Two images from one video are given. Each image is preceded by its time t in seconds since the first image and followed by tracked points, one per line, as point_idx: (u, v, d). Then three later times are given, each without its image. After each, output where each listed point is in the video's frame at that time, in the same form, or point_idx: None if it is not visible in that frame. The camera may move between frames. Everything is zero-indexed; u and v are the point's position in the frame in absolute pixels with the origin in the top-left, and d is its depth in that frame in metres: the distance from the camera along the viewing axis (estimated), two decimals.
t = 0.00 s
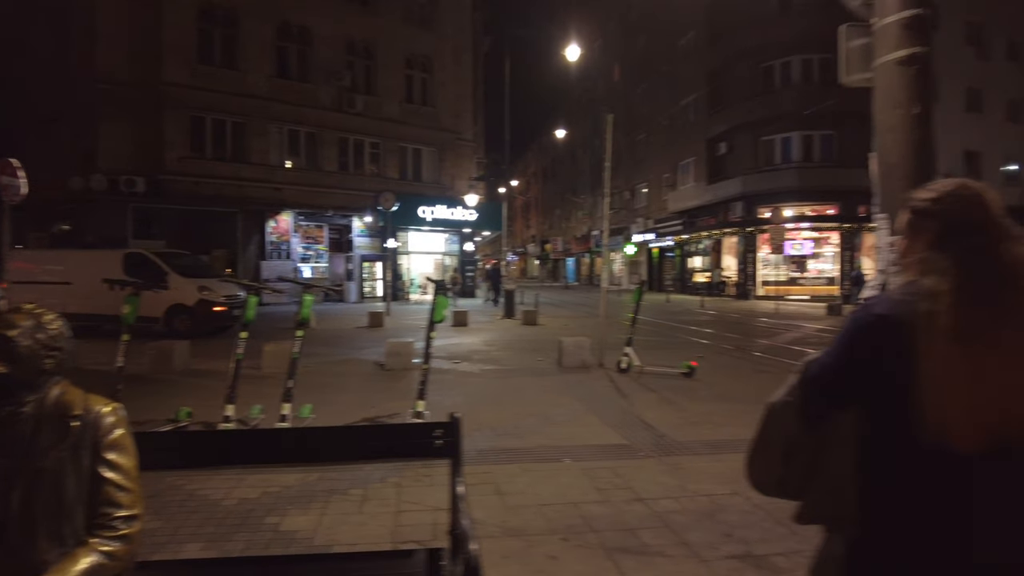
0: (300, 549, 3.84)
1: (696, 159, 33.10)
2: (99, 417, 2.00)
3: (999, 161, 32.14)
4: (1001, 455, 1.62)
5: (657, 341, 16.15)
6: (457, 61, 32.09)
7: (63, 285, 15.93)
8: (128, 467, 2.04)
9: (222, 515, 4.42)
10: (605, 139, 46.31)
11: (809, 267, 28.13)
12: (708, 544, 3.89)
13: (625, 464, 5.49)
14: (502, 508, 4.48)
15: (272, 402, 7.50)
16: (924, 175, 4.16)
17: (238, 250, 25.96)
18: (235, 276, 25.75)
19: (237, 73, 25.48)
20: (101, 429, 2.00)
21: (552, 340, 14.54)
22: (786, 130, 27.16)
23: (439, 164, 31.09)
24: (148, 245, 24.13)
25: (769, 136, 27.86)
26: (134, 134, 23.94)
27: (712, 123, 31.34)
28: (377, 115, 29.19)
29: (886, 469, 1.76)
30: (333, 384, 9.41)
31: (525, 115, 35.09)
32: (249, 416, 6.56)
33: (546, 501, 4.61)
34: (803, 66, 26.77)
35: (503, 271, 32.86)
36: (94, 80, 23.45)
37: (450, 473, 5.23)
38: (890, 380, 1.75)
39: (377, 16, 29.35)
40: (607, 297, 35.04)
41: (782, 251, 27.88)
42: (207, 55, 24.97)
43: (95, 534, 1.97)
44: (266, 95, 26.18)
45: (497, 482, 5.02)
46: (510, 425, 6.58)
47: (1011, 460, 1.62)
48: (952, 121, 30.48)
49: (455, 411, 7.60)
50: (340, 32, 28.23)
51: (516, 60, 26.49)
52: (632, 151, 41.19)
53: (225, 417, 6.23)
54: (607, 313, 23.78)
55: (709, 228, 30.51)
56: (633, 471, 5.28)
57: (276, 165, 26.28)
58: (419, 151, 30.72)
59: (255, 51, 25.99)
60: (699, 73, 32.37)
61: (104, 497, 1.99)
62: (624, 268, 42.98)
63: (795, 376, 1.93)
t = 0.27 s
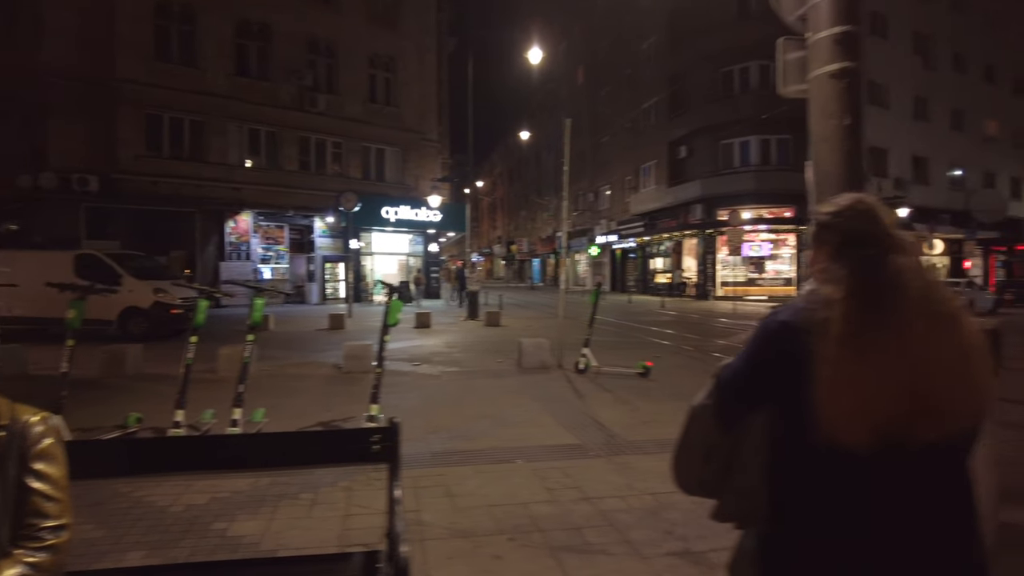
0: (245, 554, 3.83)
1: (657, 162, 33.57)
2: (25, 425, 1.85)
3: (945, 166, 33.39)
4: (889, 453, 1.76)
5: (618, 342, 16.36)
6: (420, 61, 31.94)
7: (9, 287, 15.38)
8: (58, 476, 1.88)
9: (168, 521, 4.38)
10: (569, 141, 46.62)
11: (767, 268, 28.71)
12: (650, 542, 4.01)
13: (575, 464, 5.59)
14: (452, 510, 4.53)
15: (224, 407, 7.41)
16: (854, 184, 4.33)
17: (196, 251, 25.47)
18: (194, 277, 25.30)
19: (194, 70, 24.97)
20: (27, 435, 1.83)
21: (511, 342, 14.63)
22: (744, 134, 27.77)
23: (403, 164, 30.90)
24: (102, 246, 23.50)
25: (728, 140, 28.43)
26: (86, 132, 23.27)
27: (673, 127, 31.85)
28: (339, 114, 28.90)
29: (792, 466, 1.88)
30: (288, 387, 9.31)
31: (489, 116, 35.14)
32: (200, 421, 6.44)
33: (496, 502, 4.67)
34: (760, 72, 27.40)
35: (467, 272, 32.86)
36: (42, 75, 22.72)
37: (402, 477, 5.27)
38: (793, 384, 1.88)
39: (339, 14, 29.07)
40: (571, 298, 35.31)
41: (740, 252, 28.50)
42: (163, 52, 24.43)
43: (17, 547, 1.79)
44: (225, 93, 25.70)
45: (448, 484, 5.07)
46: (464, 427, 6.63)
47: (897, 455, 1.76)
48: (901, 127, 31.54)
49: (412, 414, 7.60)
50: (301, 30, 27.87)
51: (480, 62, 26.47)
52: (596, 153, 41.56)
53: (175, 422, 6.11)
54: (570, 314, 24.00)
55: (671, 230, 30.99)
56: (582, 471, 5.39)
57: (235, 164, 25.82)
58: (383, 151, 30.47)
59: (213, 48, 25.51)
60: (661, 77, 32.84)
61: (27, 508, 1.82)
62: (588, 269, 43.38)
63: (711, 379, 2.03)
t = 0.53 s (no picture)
0: (196, 560, 3.83)
1: (625, 164, 33.92)
2: None
3: (902, 169, 34.37)
4: (796, 453, 1.86)
5: (583, 342, 16.54)
6: (389, 61, 31.77)
7: None
8: None
9: (118, 529, 4.34)
10: (539, 142, 46.80)
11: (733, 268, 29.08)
12: (599, 541, 4.11)
13: (532, 466, 5.68)
14: (406, 514, 4.57)
15: (182, 412, 7.32)
16: (795, 194, 4.48)
17: (159, 252, 24.97)
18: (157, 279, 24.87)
19: (156, 68, 24.48)
20: None
21: (478, 343, 14.68)
22: (709, 138, 28.22)
23: (371, 165, 30.70)
24: (60, 247, 22.90)
25: (693, 143, 28.87)
26: (43, 130, 22.65)
27: (640, 130, 32.23)
28: (306, 114, 28.60)
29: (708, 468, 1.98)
30: (249, 392, 9.21)
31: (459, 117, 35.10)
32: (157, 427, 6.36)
33: (451, 505, 4.73)
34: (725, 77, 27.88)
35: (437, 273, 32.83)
36: None
37: (360, 481, 5.29)
38: (709, 390, 1.98)
39: (306, 13, 28.76)
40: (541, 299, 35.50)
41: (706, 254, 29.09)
42: (123, 49, 23.90)
43: None
44: (189, 92, 25.25)
45: (404, 488, 5.11)
46: (424, 431, 6.67)
47: (804, 457, 1.87)
48: (860, 131, 32.38)
49: (373, 418, 7.59)
50: (267, 29, 27.51)
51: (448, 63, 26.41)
52: (565, 155, 41.82)
53: (130, 428, 6.01)
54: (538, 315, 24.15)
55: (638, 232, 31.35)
56: (538, 472, 5.48)
57: (199, 164, 25.37)
58: (351, 151, 30.22)
59: (176, 46, 25.03)
60: (628, 80, 33.19)
61: None
62: (558, 270, 43.66)
63: (636, 385, 2.12)
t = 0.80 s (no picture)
0: (147, 566, 3.80)
1: (595, 166, 34.17)
2: None
3: (863, 172, 35.25)
4: (721, 451, 1.94)
5: (551, 342, 16.64)
6: (358, 60, 31.53)
7: None
8: None
9: (68, 536, 4.28)
10: (510, 143, 46.87)
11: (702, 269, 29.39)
12: (552, 539, 4.18)
13: (491, 466, 5.73)
14: (364, 515, 4.58)
15: (138, 416, 7.21)
16: (743, 191, 4.61)
17: (121, 252, 24.43)
18: (119, 279, 24.38)
19: (118, 64, 23.95)
20: None
21: (445, 344, 14.68)
22: (677, 141, 28.58)
23: (340, 164, 30.42)
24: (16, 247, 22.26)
25: (662, 145, 29.22)
26: None
27: (610, 132, 32.50)
28: (274, 112, 28.25)
29: (637, 468, 2.05)
30: (209, 394, 9.10)
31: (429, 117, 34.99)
32: (112, 431, 6.26)
33: (409, 506, 4.75)
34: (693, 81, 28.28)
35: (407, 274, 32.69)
36: None
37: (319, 483, 5.29)
38: (640, 391, 2.06)
39: (274, 10, 28.40)
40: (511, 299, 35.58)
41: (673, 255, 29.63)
42: (84, 44, 23.34)
43: None
44: (153, 89, 24.76)
45: (363, 489, 5.12)
46: (384, 432, 6.68)
47: (730, 455, 1.95)
48: (823, 135, 33.11)
49: (334, 420, 7.55)
50: (233, 26, 27.09)
51: (418, 64, 26.31)
52: (536, 155, 41.97)
53: (83, 432, 5.92)
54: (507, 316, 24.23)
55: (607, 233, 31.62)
56: (498, 473, 5.52)
57: (163, 163, 24.89)
58: (319, 150, 29.90)
59: (140, 41, 24.51)
60: (598, 82, 33.46)
61: None
62: (529, 270, 43.80)
63: (573, 388, 2.20)
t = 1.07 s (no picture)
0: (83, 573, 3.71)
1: (560, 166, 34.37)
2: None
3: (820, 175, 36.18)
4: (646, 449, 1.98)
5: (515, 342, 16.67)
6: (321, 57, 31.11)
7: None
8: None
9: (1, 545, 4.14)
10: (475, 143, 46.80)
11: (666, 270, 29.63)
12: (499, 538, 4.21)
13: (444, 466, 5.73)
14: (312, 517, 4.55)
15: (82, 421, 7.00)
16: (687, 193, 4.71)
17: (73, 251, 23.70)
18: (71, 279, 23.60)
19: (70, 57, 23.22)
20: None
21: (407, 344, 14.60)
22: (640, 142, 28.90)
23: (302, 162, 29.97)
24: None
25: (625, 147, 29.51)
26: None
27: (574, 132, 32.69)
28: (234, 109, 27.71)
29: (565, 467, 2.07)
30: (159, 397, 8.88)
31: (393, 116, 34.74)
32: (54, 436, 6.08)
33: (359, 508, 4.73)
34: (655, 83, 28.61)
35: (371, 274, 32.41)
36: None
37: (267, 486, 5.22)
38: (568, 391, 2.09)
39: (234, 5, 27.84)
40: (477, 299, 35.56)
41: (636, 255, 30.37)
42: (34, 36, 22.56)
43: None
44: (107, 83, 24.06)
45: (313, 492, 5.08)
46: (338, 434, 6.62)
47: (653, 453, 1.99)
48: (781, 138, 33.88)
49: (286, 423, 7.43)
50: (191, 20, 26.47)
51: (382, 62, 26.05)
52: (502, 155, 42.00)
53: (20, 437, 5.73)
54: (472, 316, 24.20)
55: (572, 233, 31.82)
56: (452, 473, 5.52)
57: (119, 160, 24.22)
58: (281, 148, 29.42)
59: (93, 34, 23.79)
60: (563, 83, 33.64)
61: None
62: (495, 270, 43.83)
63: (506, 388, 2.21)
